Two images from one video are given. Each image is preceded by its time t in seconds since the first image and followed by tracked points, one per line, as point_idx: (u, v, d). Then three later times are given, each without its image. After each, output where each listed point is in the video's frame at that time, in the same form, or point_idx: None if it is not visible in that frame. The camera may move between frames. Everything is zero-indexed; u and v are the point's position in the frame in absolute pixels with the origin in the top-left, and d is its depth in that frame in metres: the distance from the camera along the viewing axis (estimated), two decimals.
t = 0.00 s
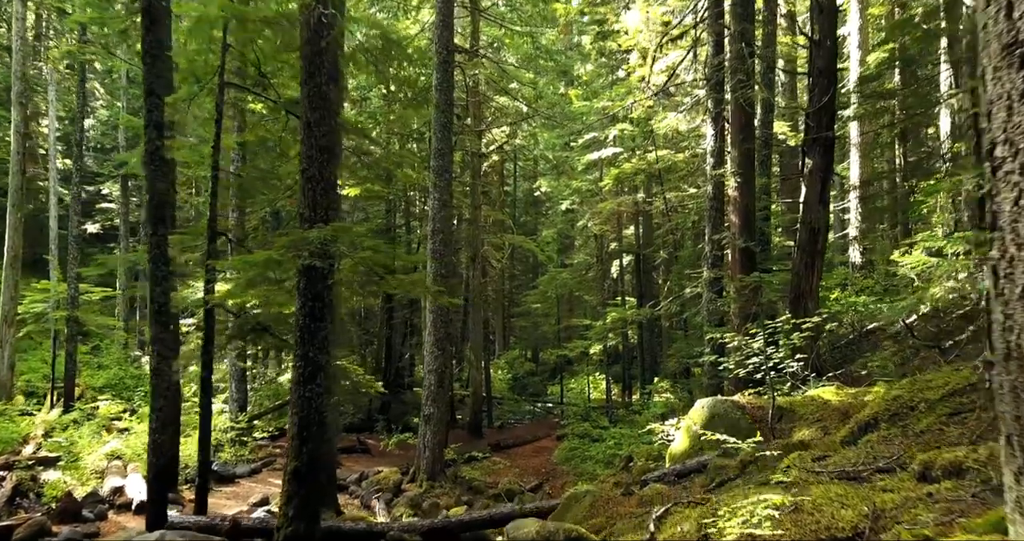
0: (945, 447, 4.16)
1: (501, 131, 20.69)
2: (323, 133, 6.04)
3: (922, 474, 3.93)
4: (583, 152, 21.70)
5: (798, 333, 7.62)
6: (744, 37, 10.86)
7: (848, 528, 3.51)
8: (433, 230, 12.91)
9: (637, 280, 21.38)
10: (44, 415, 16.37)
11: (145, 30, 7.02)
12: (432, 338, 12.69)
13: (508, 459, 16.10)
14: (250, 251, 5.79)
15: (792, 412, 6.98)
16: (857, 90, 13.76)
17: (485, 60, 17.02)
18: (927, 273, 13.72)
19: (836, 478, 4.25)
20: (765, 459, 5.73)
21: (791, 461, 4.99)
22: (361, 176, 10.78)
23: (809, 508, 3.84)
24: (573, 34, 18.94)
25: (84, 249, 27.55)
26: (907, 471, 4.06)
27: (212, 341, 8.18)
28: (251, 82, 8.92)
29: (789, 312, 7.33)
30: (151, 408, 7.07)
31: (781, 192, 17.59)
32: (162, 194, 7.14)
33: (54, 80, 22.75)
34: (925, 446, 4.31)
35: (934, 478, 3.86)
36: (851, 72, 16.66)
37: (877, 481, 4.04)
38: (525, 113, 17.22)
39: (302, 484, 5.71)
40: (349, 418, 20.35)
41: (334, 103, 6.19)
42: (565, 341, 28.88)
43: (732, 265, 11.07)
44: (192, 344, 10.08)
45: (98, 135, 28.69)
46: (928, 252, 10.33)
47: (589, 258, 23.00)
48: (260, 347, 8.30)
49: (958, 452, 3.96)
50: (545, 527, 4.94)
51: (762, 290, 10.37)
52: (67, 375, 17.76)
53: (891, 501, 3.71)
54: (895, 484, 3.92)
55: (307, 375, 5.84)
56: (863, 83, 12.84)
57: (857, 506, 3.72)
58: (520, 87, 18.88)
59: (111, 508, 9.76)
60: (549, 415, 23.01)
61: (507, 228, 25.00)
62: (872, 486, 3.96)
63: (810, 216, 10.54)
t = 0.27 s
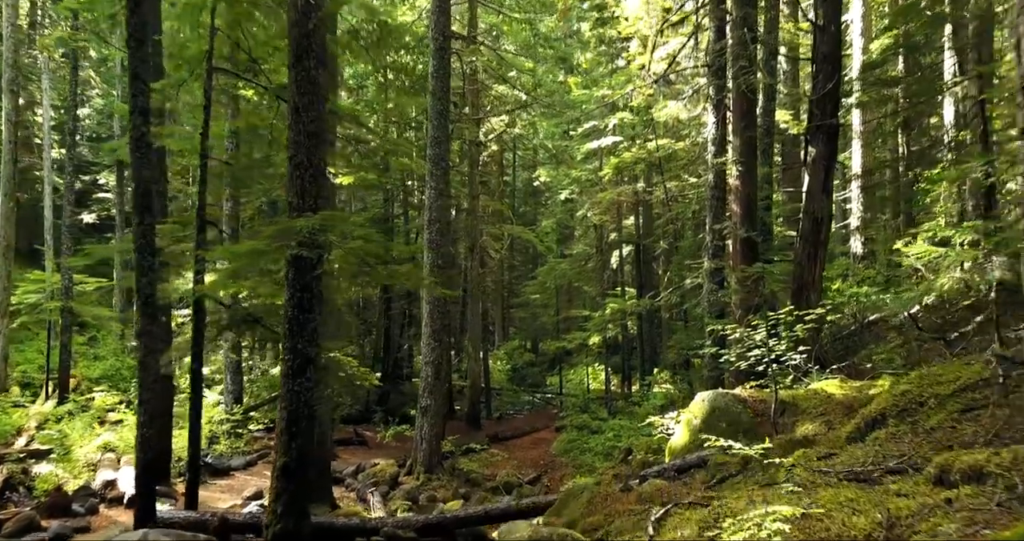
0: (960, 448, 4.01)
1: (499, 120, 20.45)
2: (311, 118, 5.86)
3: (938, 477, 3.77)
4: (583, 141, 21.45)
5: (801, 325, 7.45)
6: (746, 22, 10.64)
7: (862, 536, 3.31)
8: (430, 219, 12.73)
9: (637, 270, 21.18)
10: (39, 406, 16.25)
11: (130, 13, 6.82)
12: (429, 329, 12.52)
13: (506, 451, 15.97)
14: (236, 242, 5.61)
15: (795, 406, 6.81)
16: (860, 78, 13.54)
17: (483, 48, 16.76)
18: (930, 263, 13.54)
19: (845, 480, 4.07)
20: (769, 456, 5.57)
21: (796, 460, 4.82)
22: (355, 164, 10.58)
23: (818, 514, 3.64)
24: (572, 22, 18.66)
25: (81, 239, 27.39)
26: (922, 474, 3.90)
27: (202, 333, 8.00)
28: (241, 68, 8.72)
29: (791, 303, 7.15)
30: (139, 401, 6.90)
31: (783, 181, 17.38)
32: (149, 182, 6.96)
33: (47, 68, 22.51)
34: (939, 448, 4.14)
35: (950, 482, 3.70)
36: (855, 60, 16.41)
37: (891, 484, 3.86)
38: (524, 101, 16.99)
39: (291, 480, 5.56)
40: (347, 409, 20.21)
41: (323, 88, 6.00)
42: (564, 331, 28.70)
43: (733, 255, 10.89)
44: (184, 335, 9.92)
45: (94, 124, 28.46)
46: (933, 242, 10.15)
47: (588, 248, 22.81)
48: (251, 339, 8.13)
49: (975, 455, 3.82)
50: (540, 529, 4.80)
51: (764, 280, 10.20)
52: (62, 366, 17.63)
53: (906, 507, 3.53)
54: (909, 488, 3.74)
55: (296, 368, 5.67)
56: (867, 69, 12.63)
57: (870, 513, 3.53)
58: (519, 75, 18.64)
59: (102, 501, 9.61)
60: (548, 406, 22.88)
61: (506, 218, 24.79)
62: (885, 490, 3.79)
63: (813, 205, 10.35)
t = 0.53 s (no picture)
0: (976, 451, 3.80)
1: (498, 110, 20.23)
2: (300, 105, 5.66)
3: (955, 482, 3.55)
4: (583, 131, 21.23)
5: (804, 319, 7.29)
6: (749, 9, 10.42)
7: None
8: (426, 210, 12.55)
9: (637, 261, 21.00)
10: (34, 399, 16.12)
11: None
12: (426, 321, 12.35)
13: (505, 444, 15.85)
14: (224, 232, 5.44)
15: (798, 401, 6.66)
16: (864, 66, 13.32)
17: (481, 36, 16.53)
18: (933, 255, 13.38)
19: (854, 484, 3.84)
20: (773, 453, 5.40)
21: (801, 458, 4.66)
22: (349, 154, 10.39)
23: (827, 519, 3.41)
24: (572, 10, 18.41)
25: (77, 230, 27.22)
26: (936, 478, 3.68)
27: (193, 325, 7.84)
28: (231, 55, 8.51)
29: (794, 295, 6.99)
30: (126, 396, 6.73)
31: (785, 172, 17.17)
32: (135, 172, 6.79)
33: (41, 57, 22.26)
34: (952, 447, 3.98)
35: (969, 487, 3.48)
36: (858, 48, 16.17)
37: (901, 485, 3.70)
38: (523, 90, 16.77)
39: (280, 478, 5.42)
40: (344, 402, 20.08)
41: (313, 74, 5.81)
42: (564, 323, 28.56)
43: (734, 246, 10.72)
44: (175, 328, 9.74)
45: (90, 114, 28.24)
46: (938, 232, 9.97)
47: (588, 239, 22.63)
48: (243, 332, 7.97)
49: (995, 459, 3.60)
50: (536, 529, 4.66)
51: (766, 272, 10.02)
52: (57, 359, 17.48)
53: (921, 514, 3.30)
54: (921, 489, 3.58)
55: (285, 363, 5.51)
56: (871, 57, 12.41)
57: (882, 520, 3.30)
58: (517, 64, 18.38)
59: (94, 496, 9.48)
60: (547, 399, 22.76)
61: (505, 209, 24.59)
62: (898, 495, 3.56)
63: (816, 195, 10.17)
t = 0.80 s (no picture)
0: (995, 455, 3.58)
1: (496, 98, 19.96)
2: (287, 89, 5.46)
3: (975, 489, 3.32)
4: (582, 119, 20.95)
5: (807, 311, 7.11)
6: None
7: None
8: (423, 199, 12.35)
9: (637, 251, 20.79)
10: (28, 390, 15.98)
11: None
12: (422, 312, 12.18)
13: (503, 435, 15.71)
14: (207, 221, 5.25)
15: (802, 395, 6.49)
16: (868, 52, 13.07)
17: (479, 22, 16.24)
18: (937, 246, 13.20)
19: (866, 489, 3.62)
20: (776, 450, 5.24)
21: (808, 457, 4.49)
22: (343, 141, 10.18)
23: (839, 528, 3.18)
24: None
25: (73, 219, 27.01)
26: (954, 484, 3.45)
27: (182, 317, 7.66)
28: (220, 40, 8.29)
29: (797, 287, 6.81)
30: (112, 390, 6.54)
31: (786, 161, 16.95)
32: (120, 159, 6.59)
33: (34, 45, 21.97)
34: (967, 448, 3.81)
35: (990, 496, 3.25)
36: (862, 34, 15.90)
37: (914, 487, 3.54)
38: (522, 77, 16.52)
39: (268, 476, 5.24)
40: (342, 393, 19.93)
41: (300, 57, 5.60)
42: (563, 313, 28.38)
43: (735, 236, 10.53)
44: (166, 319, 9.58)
45: (85, 102, 27.94)
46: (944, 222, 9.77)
47: (588, 229, 22.42)
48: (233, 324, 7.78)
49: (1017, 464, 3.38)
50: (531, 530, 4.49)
51: (767, 262, 9.84)
52: (52, 350, 17.32)
53: (940, 523, 3.07)
54: (937, 493, 3.41)
55: (273, 357, 5.33)
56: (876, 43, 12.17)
57: (899, 530, 3.07)
58: (516, 51, 18.10)
59: (84, 490, 9.33)
60: (546, 389, 22.62)
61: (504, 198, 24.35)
62: (914, 503, 3.34)
63: (819, 184, 9.98)
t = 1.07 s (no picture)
0: (1015, 459, 3.36)
1: (495, 88, 19.73)
2: (275, 77, 5.25)
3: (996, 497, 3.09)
4: (582, 110, 20.72)
5: (810, 305, 6.95)
6: None
7: None
8: (419, 191, 12.16)
9: (636, 243, 20.61)
10: (22, 383, 15.82)
11: None
12: (419, 305, 12.02)
13: (502, 428, 15.59)
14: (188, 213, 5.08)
15: (804, 390, 6.35)
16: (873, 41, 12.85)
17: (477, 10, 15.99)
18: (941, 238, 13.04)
19: (877, 496, 3.40)
20: (779, 449, 5.03)
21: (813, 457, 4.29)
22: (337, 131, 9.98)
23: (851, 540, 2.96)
24: None
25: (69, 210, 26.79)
26: (971, 491, 3.23)
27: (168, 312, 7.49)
28: (210, 26, 8.06)
29: (799, 280, 6.64)
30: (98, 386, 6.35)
31: (788, 151, 16.74)
32: (105, 149, 6.39)
33: (27, 33, 21.69)
34: (978, 447, 3.62)
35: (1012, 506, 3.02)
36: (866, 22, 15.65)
37: (925, 489, 3.33)
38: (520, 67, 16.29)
39: (256, 475, 5.09)
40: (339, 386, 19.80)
41: (288, 43, 5.40)
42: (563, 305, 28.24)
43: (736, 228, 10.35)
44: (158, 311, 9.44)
45: (80, 92, 27.65)
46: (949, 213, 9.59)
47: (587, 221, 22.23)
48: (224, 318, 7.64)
49: None
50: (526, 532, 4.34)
51: (769, 254, 9.67)
52: (47, 342, 17.15)
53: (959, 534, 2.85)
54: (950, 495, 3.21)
55: (261, 352, 5.18)
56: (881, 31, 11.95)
57: None
58: (515, 40, 17.85)
59: (75, 485, 9.20)
60: (545, 381, 22.50)
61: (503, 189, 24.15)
62: (930, 511, 3.12)
63: (821, 174, 9.80)
